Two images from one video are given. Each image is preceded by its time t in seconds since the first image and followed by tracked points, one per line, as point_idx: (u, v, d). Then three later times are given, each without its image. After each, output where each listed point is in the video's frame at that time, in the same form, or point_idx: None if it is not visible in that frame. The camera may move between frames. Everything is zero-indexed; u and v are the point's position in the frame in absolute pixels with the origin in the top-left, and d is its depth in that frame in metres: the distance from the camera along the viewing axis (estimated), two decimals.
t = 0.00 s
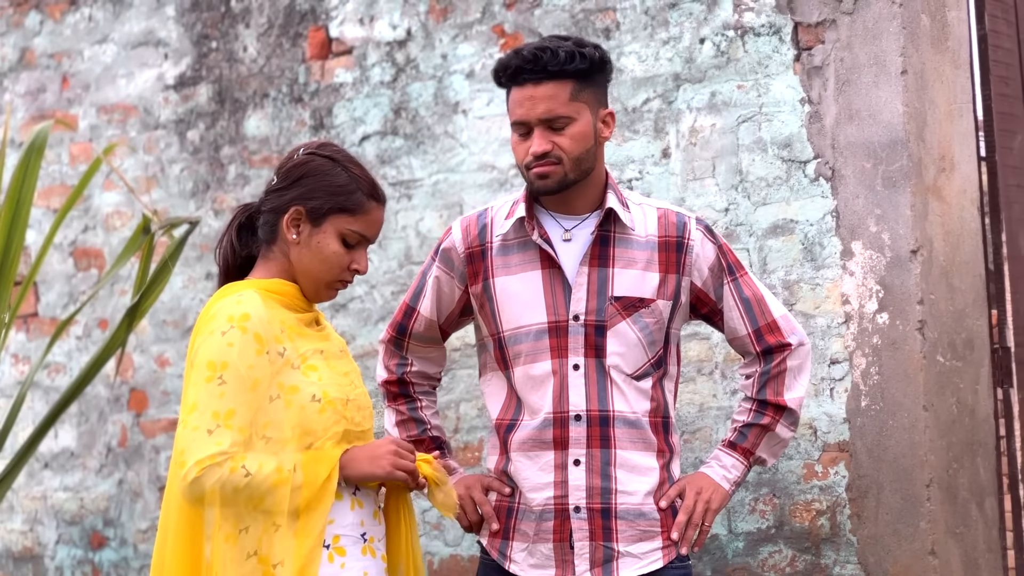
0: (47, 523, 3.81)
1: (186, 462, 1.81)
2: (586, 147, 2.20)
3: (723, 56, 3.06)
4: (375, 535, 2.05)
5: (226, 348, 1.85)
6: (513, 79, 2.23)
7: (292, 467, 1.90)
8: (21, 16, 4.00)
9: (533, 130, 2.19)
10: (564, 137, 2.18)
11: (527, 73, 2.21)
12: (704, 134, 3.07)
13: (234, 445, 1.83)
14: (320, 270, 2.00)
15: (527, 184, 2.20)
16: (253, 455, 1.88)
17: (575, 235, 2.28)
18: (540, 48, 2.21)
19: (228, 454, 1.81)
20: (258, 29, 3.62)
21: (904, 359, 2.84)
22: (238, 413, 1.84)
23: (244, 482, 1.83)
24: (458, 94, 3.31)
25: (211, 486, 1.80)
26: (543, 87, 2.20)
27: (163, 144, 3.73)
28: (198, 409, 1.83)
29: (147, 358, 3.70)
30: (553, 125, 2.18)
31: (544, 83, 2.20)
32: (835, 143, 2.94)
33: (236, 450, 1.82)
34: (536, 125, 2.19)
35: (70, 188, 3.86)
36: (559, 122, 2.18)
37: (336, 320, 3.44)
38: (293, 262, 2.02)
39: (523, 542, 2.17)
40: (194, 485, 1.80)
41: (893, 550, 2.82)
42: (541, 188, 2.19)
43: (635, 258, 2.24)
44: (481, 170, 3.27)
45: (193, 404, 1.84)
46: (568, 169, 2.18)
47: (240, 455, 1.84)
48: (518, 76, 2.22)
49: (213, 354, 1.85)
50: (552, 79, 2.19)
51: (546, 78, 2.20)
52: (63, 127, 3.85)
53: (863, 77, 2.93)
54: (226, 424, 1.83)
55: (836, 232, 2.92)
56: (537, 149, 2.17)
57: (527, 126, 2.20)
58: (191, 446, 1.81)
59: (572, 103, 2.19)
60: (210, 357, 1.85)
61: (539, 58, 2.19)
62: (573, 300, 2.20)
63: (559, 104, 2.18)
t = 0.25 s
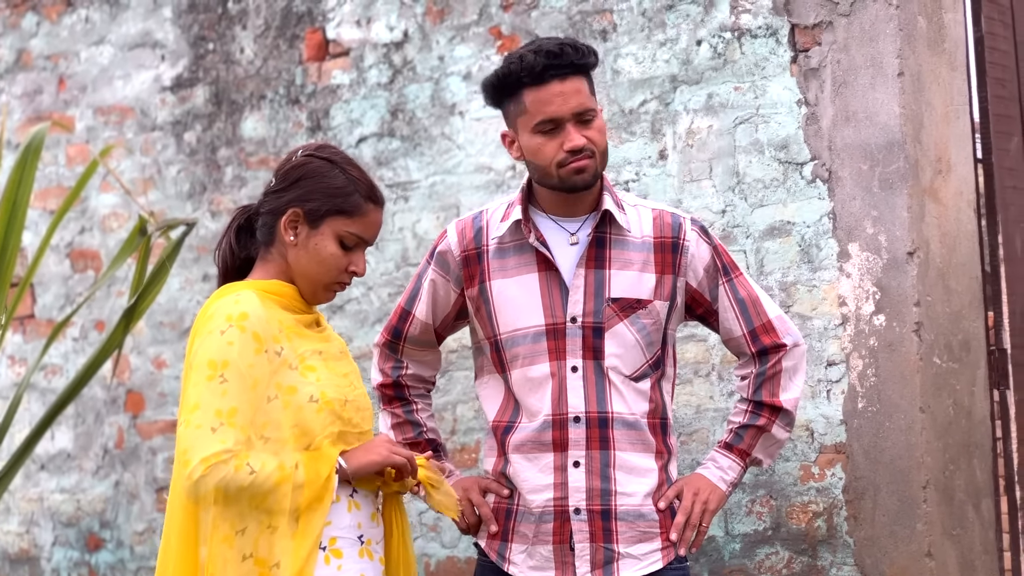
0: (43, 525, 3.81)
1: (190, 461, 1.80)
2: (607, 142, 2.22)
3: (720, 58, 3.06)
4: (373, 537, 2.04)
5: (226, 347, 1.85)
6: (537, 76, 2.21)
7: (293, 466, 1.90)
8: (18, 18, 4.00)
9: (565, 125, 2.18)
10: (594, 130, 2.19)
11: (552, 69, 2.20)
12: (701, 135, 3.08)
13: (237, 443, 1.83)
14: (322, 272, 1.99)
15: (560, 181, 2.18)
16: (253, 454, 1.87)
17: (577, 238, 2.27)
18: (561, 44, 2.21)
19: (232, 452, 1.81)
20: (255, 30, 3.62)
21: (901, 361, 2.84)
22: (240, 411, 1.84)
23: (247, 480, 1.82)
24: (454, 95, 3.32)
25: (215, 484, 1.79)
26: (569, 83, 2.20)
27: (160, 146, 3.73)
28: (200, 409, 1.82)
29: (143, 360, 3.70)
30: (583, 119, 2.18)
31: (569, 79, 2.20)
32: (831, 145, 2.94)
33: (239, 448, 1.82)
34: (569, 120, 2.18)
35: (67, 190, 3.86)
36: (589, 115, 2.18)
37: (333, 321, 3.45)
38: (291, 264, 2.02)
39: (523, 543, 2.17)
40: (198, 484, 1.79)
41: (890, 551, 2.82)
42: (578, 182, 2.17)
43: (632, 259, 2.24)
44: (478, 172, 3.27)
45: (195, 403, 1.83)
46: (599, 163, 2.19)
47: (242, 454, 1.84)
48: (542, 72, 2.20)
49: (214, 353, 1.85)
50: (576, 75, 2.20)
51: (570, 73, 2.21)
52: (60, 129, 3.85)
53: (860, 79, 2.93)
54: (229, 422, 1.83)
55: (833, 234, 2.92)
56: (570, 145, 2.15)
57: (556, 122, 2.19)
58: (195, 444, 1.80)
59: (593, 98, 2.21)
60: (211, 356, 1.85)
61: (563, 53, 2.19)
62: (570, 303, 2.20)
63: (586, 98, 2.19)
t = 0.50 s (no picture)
0: (40, 526, 3.80)
1: (192, 464, 1.80)
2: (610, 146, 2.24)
3: (717, 59, 3.06)
4: (372, 538, 2.04)
5: (222, 349, 1.84)
6: (555, 68, 2.21)
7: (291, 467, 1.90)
8: (14, 18, 4.00)
9: (574, 119, 2.19)
10: (601, 129, 2.21)
11: (569, 64, 2.21)
12: (698, 136, 3.08)
13: (237, 444, 1.82)
14: (319, 274, 1.99)
15: (562, 175, 2.18)
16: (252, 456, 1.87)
17: (575, 239, 2.27)
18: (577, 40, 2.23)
19: (233, 454, 1.81)
20: (252, 31, 3.62)
21: (898, 362, 2.83)
22: (239, 413, 1.84)
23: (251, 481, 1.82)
24: (452, 96, 3.32)
25: (219, 487, 1.79)
26: (581, 80, 2.22)
27: (157, 147, 3.73)
28: (200, 410, 1.82)
29: (140, 360, 3.70)
30: (593, 117, 2.20)
31: (583, 75, 2.22)
32: (828, 146, 2.94)
33: (241, 450, 1.82)
34: (580, 115, 2.19)
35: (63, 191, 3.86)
36: (598, 114, 2.20)
37: (330, 322, 3.45)
38: (289, 266, 2.02)
39: (523, 545, 2.16)
40: (198, 487, 1.79)
41: (887, 552, 2.82)
42: (581, 179, 2.17)
43: (628, 260, 2.24)
44: (475, 173, 3.27)
45: (193, 405, 1.83)
46: (602, 164, 2.20)
47: (243, 455, 1.83)
48: (559, 65, 2.21)
49: (210, 355, 1.85)
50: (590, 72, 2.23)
51: (584, 70, 2.23)
52: (56, 130, 3.85)
53: (857, 80, 2.93)
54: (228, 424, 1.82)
55: (830, 234, 2.92)
56: (580, 139, 2.16)
57: (567, 115, 2.19)
58: (196, 446, 1.80)
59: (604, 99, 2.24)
60: (207, 358, 1.84)
61: (581, 49, 2.21)
62: (566, 304, 2.20)
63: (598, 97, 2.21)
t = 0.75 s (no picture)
0: (38, 526, 3.81)
1: (185, 466, 1.79)
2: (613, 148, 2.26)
3: (716, 60, 3.06)
4: (372, 538, 2.04)
5: (222, 352, 1.84)
6: (568, 64, 2.22)
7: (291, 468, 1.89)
8: (13, 19, 4.00)
9: (585, 116, 2.20)
10: (607, 129, 2.23)
11: (580, 62, 2.23)
12: (697, 137, 3.07)
13: (231, 448, 1.81)
14: (319, 274, 2.00)
15: (570, 173, 2.18)
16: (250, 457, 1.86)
17: (575, 237, 2.28)
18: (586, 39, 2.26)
19: (226, 456, 1.80)
20: (251, 32, 3.62)
21: (896, 363, 2.84)
22: (236, 416, 1.83)
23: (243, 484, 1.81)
24: (450, 97, 3.32)
25: (209, 489, 1.78)
26: (591, 78, 2.24)
27: (156, 147, 3.73)
28: (195, 413, 1.81)
29: (138, 361, 3.70)
30: (601, 116, 2.22)
31: (593, 74, 2.24)
32: (827, 147, 2.94)
33: (234, 452, 1.81)
34: (590, 112, 2.20)
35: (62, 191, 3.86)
36: (605, 114, 2.23)
37: (328, 322, 3.45)
38: (287, 267, 2.02)
39: (520, 546, 2.15)
40: (192, 490, 1.78)
41: (885, 553, 2.82)
42: (587, 176, 2.18)
43: (628, 257, 2.24)
44: (473, 173, 3.27)
45: (190, 408, 1.82)
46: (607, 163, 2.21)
47: (237, 458, 1.82)
48: (570, 62, 2.22)
49: (209, 357, 1.84)
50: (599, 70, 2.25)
51: (593, 69, 2.25)
52: (55, 130, 3.85)
53: (855, 81, 2.93)
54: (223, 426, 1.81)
55: (828, 235, 2.92)
56: (590, 136, 2.17)
57: (576, 112, 2.20)
58: (189, 449, 1.79)
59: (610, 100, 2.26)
60: (206, 360, 1.83)
61: (592, 48, 2.24)
62: (564, 303, 2.19)
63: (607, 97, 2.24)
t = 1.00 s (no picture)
0: (37, 527, 3.80)
1: (171, 463, 1.80)
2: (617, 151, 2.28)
3: (714, 60, 3.06)
4: (369, 538, 2.03)
5: (216, 351, 1.84)
6: (578, 65, 2.23)
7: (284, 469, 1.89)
8: (11, 19, 4.00)
9: (593, 116, 2.21)
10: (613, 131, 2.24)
11: (589, 63, 2.24)
12: (695, 138, 3.08)
13: (218, 447, 1.81)
14: (320, 275, 2.00)
15: (578, 174, 2.19)
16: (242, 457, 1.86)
17: (579, 237, 2.29)
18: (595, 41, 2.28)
19: (212, 455, 1.80)
20: (249, 32, 3.62)
21: (894, 363, 2.84)
22: (226, 415, 1.83)
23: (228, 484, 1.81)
24: (448, 97, 3.32)
25: (193, 487, 1.78)
26: (601, 79, 2.25)
27: (154, 148, 3.73)
28: (185, 411, 1.82)
29: (137, 361, 3.70)
30: (609, 118, 2.23)
31: (601, 75, 2.26)
32: (825, 148, 2.94)
33: (220, 452, 1.81)
34: (598, 113, 2.21)
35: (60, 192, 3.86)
36: (612, 116, 2.24)
37: (327, 323, 3.45)
38: (287, 268, 2.02)
39: (520, 547, 2.13)
40: (177, 486, 1.79)
41: (883, 553, 2.82)
42: (596, 178, 2.19)
43: (628, 259, 2.24)
44: (472, 174, 3.27)
45: (181, 405, 1.83)
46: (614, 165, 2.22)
47: (224, 458, 1.82)
48: (580, 63, 2.24)
49: (203, 356, 1.85)
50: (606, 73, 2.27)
51: (601, 71, 2.27)
52: (54, 131, 3.85)
53: (853, 82, 2.93)
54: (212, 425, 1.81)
55: (827, 236, 2.92)
56: (599, 136, 2.18)
57: (586, 112, 2.21)
58: (176, 446, 1.80)
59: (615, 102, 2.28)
60: (200, 359, 1.84)
61: (600, 50, 2.26)
62: (567, 303, 2.19)
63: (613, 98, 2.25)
